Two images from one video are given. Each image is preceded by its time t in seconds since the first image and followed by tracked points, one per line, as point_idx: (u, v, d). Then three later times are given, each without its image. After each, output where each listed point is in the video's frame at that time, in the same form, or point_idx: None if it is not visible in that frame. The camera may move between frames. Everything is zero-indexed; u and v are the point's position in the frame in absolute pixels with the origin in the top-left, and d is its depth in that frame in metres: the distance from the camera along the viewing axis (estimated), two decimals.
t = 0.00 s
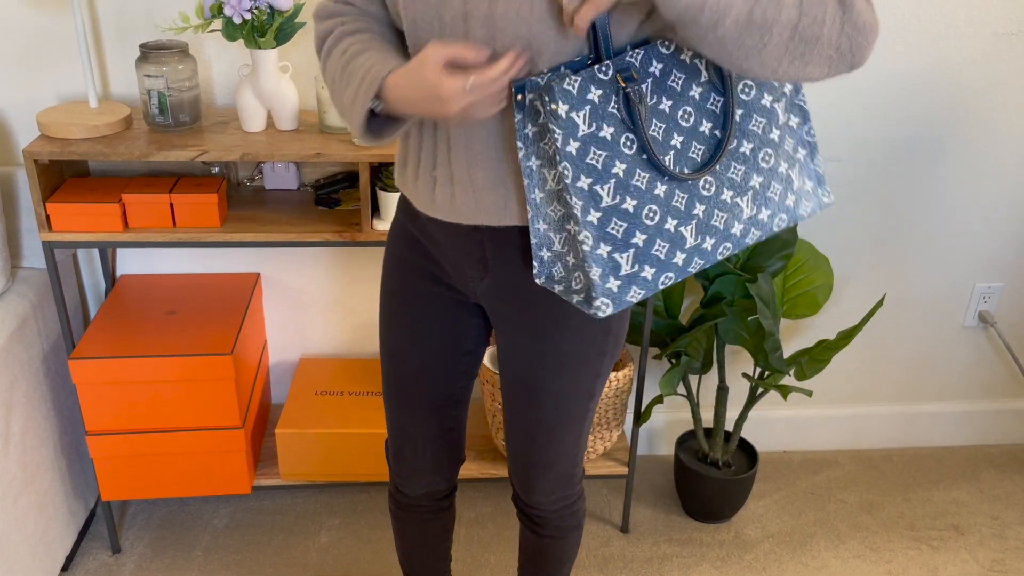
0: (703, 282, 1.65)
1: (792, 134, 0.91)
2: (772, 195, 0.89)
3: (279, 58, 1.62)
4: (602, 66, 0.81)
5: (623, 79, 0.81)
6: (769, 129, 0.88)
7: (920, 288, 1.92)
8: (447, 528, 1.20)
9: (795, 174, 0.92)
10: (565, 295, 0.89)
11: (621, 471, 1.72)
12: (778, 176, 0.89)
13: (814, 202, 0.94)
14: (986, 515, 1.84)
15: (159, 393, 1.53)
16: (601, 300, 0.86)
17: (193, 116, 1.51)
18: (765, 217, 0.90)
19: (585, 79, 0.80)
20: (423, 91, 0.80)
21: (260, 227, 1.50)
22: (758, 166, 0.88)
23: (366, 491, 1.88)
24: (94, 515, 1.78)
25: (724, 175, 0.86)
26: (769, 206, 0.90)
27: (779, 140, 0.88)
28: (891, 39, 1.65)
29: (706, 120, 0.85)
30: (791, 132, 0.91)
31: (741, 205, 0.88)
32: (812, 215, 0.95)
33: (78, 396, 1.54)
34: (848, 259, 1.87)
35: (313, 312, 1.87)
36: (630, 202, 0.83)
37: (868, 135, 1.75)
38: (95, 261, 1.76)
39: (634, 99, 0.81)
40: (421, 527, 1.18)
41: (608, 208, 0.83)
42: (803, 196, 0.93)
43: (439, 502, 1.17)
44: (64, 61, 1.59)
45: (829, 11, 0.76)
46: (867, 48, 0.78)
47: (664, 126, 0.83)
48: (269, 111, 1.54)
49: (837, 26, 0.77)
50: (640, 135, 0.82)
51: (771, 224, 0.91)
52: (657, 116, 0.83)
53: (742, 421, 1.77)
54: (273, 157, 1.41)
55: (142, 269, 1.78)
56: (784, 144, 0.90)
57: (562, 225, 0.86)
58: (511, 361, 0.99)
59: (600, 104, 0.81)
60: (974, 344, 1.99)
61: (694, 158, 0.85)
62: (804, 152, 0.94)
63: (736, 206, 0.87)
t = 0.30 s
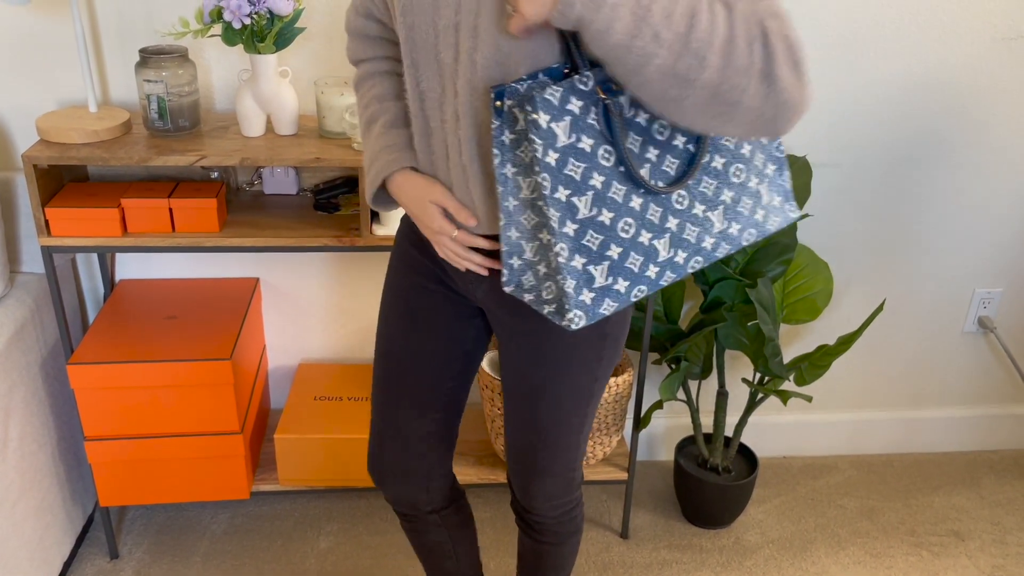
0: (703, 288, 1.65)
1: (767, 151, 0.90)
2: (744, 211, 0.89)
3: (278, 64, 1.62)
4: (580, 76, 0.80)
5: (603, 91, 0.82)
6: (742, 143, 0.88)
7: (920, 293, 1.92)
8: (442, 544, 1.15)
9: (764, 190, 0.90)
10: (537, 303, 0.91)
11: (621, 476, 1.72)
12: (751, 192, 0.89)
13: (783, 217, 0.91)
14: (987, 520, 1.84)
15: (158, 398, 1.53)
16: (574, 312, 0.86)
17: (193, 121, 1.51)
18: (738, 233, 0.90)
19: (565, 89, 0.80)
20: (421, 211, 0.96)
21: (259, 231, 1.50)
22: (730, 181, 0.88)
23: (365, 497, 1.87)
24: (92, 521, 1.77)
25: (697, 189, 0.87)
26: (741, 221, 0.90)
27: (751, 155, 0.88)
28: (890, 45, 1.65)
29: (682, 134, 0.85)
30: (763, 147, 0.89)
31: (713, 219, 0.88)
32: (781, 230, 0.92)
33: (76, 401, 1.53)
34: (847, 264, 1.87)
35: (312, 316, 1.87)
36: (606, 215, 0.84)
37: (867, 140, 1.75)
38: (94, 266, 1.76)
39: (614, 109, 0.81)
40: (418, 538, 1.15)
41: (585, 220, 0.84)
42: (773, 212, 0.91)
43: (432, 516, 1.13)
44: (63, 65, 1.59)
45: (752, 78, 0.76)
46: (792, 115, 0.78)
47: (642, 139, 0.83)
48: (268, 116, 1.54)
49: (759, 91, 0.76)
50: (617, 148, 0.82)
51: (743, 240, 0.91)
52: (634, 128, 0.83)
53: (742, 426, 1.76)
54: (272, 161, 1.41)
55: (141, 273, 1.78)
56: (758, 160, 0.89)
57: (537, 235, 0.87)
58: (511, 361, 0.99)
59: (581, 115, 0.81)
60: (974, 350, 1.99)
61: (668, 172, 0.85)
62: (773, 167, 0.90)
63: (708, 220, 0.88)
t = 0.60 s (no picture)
0: (703, 296, 1.65)
1: (686, 198, 0.82)
2: (642, 246, 0.81)
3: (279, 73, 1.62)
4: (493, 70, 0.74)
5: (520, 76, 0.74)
6: (657, 180, 0.79)
7: (918, 302, 1.92)
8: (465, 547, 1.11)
9: (675, 238, 0.83)
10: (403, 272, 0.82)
11: (620, 485, 1.72)
12: (655, 231, 0.81)
13: (693, 276, 0.86)
14: (986, 529, 1.84)
15: (157, 406, 1.53)
16: (426, 280, 0.79)
17: (194, 129, 1.52)
18: (630, 267, 0.81)
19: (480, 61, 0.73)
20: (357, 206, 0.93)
21: (260, 239, 1.51)
22: (635, 212, 0.79)
23: (364, 505, 1.87)
24: (90, 529, 1.77)
25: (596, 206, 0.78)
26: (637, 256, 0.81)
27: (666, 195, 0.80)
28: (888, 54, 1.66)
29: (594, 147, 0.76)
30: (685, 194, 0.82)
31: (604, 243, 0.79)
32: (684, 285, 0.86)
33: (76, 408, 1.53)
34: (847, 273, 1.88)
35: (312, 323, 1.87)
36: (484, 191, 0.76)
37: (866, 148, 1.75)
38: (95, 274, 1.76)
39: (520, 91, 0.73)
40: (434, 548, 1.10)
41: (460, 190, 0.76)
42: (680, 263, 0.84)
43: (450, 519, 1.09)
44: (64, 74, 1.60)
45: (519, 40, 0.59)
46: (548, 112, 0.61)
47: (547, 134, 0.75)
48: (269, 124, 1.55)
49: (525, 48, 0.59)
50: (515, 131, 0.74)
51: (635, 279, 0.82)
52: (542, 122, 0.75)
53: (741, 434, 1.76)
54: (273, 169, 1.41)
55: (142, 281, 1.78)
56: (671, 204, 0.81)
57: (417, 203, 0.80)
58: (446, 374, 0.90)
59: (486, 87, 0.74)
60: (973, 358, 1.99)
61: (568, 177, 0.77)
62: (696, 223, 0.84)
63: (598, 242, 0.79)
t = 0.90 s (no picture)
0: (704, 316, 1.65)
1: (582, 217, 0.82)
2: (518, 260, 0.82)
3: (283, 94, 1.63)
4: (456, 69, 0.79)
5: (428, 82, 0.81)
6: (547, 192, 0.81)
7: (919, 323, 1.92)
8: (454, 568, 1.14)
9: (563, 258, 0.82)
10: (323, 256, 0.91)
11: (621, 506, 1.71)
12: (537, 246, 0.82)
13: (581, 303, 0.84)
14: (989, 552, 1.83)
15: (157, 427, 1.53)
16: (317, 260, 0.89)
17: (197, 150, 1.53)
18: (506, 279, 0.82)
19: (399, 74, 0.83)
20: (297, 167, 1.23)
21: (262, 260, 1.51)
22: (518, 224, 0.81)
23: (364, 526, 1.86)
24: (89, 549, 1.76)
25: (482, 213, 0.81)
26: (514, 269, 0.82)
27: (555, 210, 0.81)
28: (887, 76, 1.68)
29: (488, 152, 0.81)
30: (580, 212, 0.82)
31: (482, 250, 0.82)
32: (569, 312, 0.84)
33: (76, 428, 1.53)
34: (848, 294, 1.88)
35: (314, 343, 1.87)
36: (375, 182, 0.84)
37: (866, 170, 1.76)
38: (97, 293, 1.76)
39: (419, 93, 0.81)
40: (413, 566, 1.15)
41: (358, 181, 0.85)
42: (563, 287, 0.83)
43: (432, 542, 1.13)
44: (69, 95, 1.61)
45: None
46: None
47: (445, 137, 0.81)
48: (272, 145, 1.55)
49: None
50: (410, 129, 0.82)
51: (511, 297, 0.82)
52: (441, 123, 0.81)
53: (743, 456, 1.76)
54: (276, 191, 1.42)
55: (144, 301, 1.79)
56: (561, 220, 0.81)
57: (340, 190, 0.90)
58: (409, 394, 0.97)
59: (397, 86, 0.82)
60: (974, 379, 1.98)
61: (460, 181, 0.81)
62: (590, 245, 0.83)
63: (475, 248, 0.82)
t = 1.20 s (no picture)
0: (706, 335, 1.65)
1: (541, 235, 0.91)
2: (478, 278, 0.93)
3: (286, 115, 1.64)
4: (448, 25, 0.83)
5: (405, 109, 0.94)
6: (506, 211, 0.91)
7: (921, 343, 1.92)
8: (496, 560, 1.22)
9: (520, 279, 0.92)
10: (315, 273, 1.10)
11: (624, 527, 1.70)
12: (496, 263, 0.92)
13: (536, 322, 0.93)
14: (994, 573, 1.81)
15: (157, 446, 1.53)
16: (297, 278, 1.06)
17: (200, 169, 1.53)
18: (465, 297, 0.93)
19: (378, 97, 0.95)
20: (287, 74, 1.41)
21: (265, 279, 1.51)
22: (479, 241, 0.92)
23: (365, 546, 1.85)
24: (88, 569, 1.75)
25: (447, 230, 0.93)
26: (472, 287, 0.93)
27: (512, 227, 0.91)
28: (885, 96, 1.69)
29: (457, 170, 0.92)
30: (537, 230, 0.91)
31: (445, 267, 0.94)
32: (524, 330, 0.93)
33: (77, 447, 1.53)
34: (849, 313, 1.88)
35: (315, 362, 1.87)
36: (353, 201, 0.99)
37: (866, 190, 1.77)
38: (99, 312, 1.76)
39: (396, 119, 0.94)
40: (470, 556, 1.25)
41: (341, 200, 1.01)
42: (519, 306, 0.92)
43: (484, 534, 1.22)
44: (73, 116, 1.62)
45: None
46: None
47: (419, 156, 0.94)
48: (274, 165, 1.56)
49: None
50: (387, 151, 0.95)
51: (470, 311, 0.93)
52: (418, 143, 0.94)
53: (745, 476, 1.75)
54: (279, 210, 1.42)
55: (146, 320, 1.79)
56: (518, 237, 0.91)
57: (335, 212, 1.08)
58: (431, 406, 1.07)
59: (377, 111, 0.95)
60: (976, 399, 1.98)
61: (428, 199, 0.94)
62: (548, 266, 0.92)
63: (440, 266, 0.94)
